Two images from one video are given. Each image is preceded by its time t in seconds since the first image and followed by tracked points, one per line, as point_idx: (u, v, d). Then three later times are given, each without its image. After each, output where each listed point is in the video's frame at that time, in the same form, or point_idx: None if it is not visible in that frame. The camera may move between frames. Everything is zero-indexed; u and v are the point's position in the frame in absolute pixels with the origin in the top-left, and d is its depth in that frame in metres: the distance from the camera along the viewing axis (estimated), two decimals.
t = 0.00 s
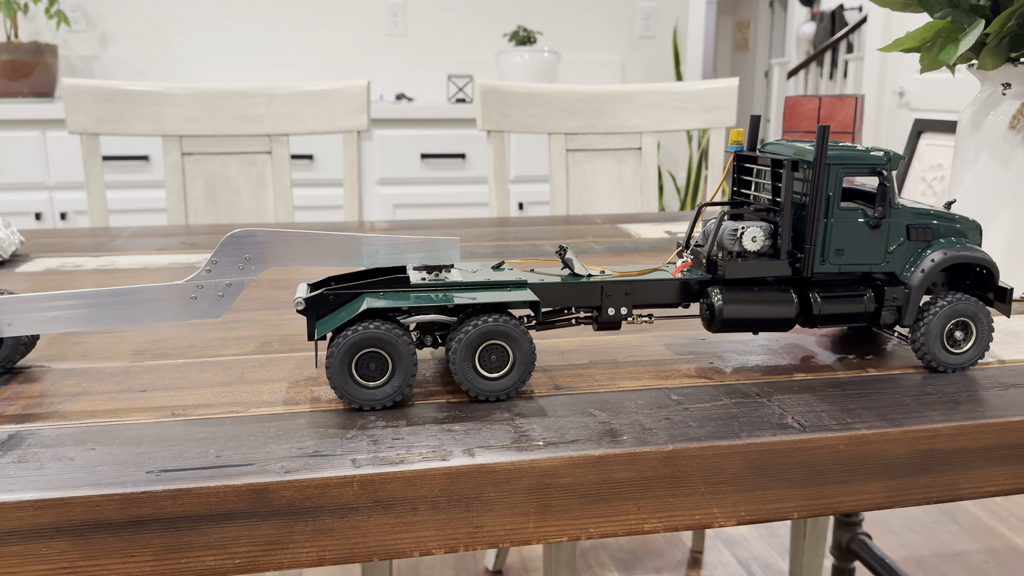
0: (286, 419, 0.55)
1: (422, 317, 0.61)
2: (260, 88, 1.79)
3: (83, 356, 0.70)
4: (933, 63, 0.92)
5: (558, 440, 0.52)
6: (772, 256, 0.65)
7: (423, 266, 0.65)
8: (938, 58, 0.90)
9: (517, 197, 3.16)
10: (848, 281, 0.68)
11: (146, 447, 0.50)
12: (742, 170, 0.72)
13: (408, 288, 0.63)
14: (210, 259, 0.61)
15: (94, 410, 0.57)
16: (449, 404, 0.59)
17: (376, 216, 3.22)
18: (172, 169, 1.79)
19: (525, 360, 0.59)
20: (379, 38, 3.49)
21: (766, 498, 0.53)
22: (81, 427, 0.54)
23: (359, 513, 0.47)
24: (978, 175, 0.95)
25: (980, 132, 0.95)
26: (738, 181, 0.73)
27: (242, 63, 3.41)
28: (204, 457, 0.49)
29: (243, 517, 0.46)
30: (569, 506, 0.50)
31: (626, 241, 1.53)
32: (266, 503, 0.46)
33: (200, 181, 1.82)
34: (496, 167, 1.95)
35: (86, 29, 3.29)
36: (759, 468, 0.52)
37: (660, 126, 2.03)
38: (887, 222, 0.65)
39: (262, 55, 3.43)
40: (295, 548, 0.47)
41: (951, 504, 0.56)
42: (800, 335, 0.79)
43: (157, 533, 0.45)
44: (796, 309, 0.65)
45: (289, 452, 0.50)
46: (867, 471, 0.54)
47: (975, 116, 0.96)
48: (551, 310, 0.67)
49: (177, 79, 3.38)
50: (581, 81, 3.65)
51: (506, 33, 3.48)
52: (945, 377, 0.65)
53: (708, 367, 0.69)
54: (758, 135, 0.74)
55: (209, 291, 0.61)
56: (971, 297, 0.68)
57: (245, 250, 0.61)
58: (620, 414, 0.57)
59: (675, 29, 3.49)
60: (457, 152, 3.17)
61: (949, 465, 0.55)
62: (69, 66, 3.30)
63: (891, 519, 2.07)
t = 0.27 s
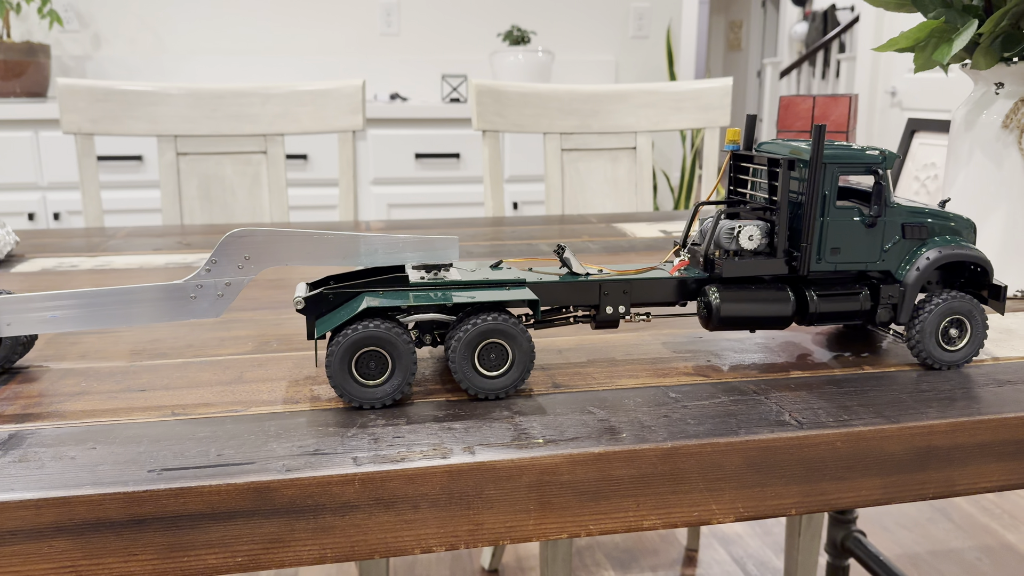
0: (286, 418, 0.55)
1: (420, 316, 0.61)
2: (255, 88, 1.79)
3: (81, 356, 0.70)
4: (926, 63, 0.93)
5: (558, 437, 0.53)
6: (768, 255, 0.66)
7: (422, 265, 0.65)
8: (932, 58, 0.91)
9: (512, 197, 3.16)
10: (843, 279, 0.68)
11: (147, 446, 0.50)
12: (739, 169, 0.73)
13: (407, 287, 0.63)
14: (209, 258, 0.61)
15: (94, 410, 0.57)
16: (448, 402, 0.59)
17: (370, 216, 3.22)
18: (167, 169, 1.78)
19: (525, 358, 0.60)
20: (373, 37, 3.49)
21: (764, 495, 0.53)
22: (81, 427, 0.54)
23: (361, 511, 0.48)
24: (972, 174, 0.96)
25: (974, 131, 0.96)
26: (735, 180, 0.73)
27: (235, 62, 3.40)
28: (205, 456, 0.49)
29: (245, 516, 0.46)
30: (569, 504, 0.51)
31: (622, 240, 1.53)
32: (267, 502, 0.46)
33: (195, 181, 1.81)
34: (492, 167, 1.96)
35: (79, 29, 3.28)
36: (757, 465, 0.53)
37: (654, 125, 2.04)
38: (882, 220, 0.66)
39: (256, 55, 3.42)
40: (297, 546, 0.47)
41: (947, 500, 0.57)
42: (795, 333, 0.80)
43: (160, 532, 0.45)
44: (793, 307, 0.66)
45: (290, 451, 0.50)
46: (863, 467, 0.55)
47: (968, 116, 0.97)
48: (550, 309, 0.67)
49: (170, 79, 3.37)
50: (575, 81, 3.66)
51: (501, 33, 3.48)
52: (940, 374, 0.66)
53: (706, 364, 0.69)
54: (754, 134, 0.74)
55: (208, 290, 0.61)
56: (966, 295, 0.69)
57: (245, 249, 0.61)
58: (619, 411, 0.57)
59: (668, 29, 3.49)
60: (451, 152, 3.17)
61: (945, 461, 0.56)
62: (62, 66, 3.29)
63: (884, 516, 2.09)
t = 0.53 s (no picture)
0: (285, 418, 0.55)
1: (419, 316, 0.62)
2: (249, 88, 1.79)
3: (78, 357, 0.70)
4: (921, 63, 0.93)
5: (558, 437, 0.53)
6: (765, 255, 0.66)
7: (420, 265, 0.65)
8: (927, 58, 0.91)
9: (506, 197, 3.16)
10: (840, 278, 0.69)
11: (146, 447, 0.50)
12: (736, 169, 0.73)
13: (405, 288, 0.63)
14: (207, 259, 0.61)
15: (91, 411, 0.57)
16: (447, 402, 0.59)
17: (364, 216, 3.22)
18: (161, 169, 1.78)
19: (523, 358, 0.60)
20: (367, 37, 3.48)
21: (763, 493, 0.54)
22: (79, 428, 0.53)
23: (361, 511, 0.48)
24: (965, 174, 0.97)
25: (968, 131, 0.97)
26: (732, 180, 0.74)
27: (228, 62, 3.39)
28: (205, 457, 0.49)
29: (245, 517, 0.46)
30: (569, 503, 0.51)
31: (617, 240, 1.54)
32: (268, 502, 0.46)
33: (189, 181, 1.81)
34: (487, 167, 1.96)
35: (71, 29, 3.26)
36: (756, 464, 0.53)
37: (649, 125, 2.04)
38: (878, 220, 0.66)
39: (250, 55, 3.41)
40: (297, 547, 0.47)
41: (943, 497, 0.57)
42: (791, 332, 0.80)
43: (159, 533, 0.45)
44: (790, 306, 0.66)
45: (289, 451, 0.50)
46: (861, 465, 0.55)
47: (962, 116, 0.97)
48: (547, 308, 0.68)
49: (163, 79, 3.36)
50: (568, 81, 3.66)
51: (494, 32, 3.48)
52: (936, 373, 0.66)
53: (704, 364, 0.70)
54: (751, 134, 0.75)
55: (207, 291, 0.61)
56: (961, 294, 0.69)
57: (243, 250, 0.61)
58: (617, 411, 0.57)
59: (662, 28, 3.50)
60: (445, 152, 3.17)
61: (941, 459, 0.56)
62: (54, 66, 3.27)
63: (878, 514, 2.10)
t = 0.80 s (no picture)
0: (287, 418, 0.55)
1: (420, 316, 0.62)
2: (245, 87, 1.78)
3: (77, 358, 0.70)
4: (918, 62, 0.94)
5: (560, 436, 0.53)
6: (766, 253, 0.66)
7: (421, 264, 0.65)
8: (924, 57, 0.92)
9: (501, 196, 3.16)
10: (839, 277, 0.69)
11: (149, 447, 0.50)
12: (735, 168, 0.73)
13: (407, 287, 0.63)
14: (208, 258, 0.60)
15: (92, 411, 0.57)
16: (449, 401, 0.59)
17: (359, 216, 3.21)
18: (156, 169, 1.77)
19: (525, 357, 0.60)
20: (361, 37, 3.48)
21: (764, 491, 0.54)
22: (80, 428, 0.53)
23: (364, 510, 0.48)
24: (962, 173, 0.98)
25: (964, 130, 0.97)
26: (731, 179, 0.74)
27: (222, 62, 3.39)
28: (208, 456, 0.49)
29: (249, 516, 0.46)
30: (571, 501, 0.51)
31: (614, 239, 1.54)
32: (271, 501, 0.46)
33: (185, 181, 1.80)
34: (482, 167, 1.96)
35: (64, 28, 3.25)
36: (757, 461, 0.53)
37: (645, 125, 2.04)
38: (877, 219, 0.67)
39: (244, 54, 3.40)
40: (301, 547, 0.47)
41: (943, 494, 0.57)
42: (790, 330, 0.81)
43: (163, 533, 0.45)
44: (790, 305, 0.66)
45: (292, 451, 0.50)
46: (861, 463, 0.55)
47: (959, 115, 0.98)
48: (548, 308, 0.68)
49: (156, 79, 3.35)
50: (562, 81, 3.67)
51: (489, 32, 3.48)
52: (934, 371, 0.67)
53: (704, 362, 0.70)
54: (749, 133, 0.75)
55: (208, 290, 0.61)
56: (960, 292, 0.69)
57: (244, 249, 0.60)
58: (619, 410, 0.57)
59: (655, 28, 3.50)
60: (440, 151, 3.17)
61: (941, 456, 0.56)
62: (47, 66, 3.26)
63: (872, 512, 2.10)
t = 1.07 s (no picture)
0: (291, 417, 0.55)
1: (423, 314, 0.62)
2: (241, 87, 1.78)
3: (77, 358, 0.70)
4: (914, 62, 0.95)
5: (565, 434, 0.53)
6: (766, 252, 0.67)
7: (423, 264, 0.65)
8: (920, 57, 0.93)
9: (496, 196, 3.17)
10: (838, 275, 0.69)
11: (153, 447, 0.50)
12: (734, 167, 0.73)
13: (409, 286, 0.63)
14: (211, 258, 0.60)
15: (95, 412, 0.57)
16: (452, 400, 0.60)
17: (353, 216, 3.21)
18: (152, 169, 1.76)
19: (527, 356, 0.60)
20: (354, 37, 3.48)
21: (766, 488, 0.54)
22: (84, 429, 0.53)
23: (370, 508, 0.48)
24: (957, 172, 0.98)
25: (959, 129, 0.98)
26: (731, 178, 0.74)
27: (215, 62, 3.38)
28: (213, 456, 0.49)
29: (255, 515, 0.46)
30: (576, 499, 0.51)
31: (610, 239, 1.54)
32: (278, 500, 0.46)
33: (180, 181, 1.80)
34: (479, 166, 1.96)
35: (56, 28, 3.24)
36: (760, 459, 0.53)
37: (641, 124, 2.05)
38: (877, 217, 0.67)
39: (237, 54, 3.40)
40: (306, 546, 0.47)
41: (943, 490, 0.58)
42: (788, 329, 0.81)
43: (169, 532, 0.45)
44: (790, 303, 0.67)
45: (298, 450, 0.50)
46: (862, 460, 0.56)
47: (954, 114, 0.99)
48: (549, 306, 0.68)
49: (149, 79, 3.34)
50: (556, 81, 3.67)
51: (483, 32, 3.48)
52: (933, 369, 0.67)
53: (704, 360, 0.70)
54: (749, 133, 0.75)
55: (211, 290, 0.61)
56: (958, 290, 0.70)
57: (247, 249, 0.61)
58: (622, 408, 0.57)
59: (649, 28, 3.51)
60: (435, 151, 3.17)
61: (941, 453, 0.57)
62: (39, 65, 3.24)
63: (866, 509, 2.11)
